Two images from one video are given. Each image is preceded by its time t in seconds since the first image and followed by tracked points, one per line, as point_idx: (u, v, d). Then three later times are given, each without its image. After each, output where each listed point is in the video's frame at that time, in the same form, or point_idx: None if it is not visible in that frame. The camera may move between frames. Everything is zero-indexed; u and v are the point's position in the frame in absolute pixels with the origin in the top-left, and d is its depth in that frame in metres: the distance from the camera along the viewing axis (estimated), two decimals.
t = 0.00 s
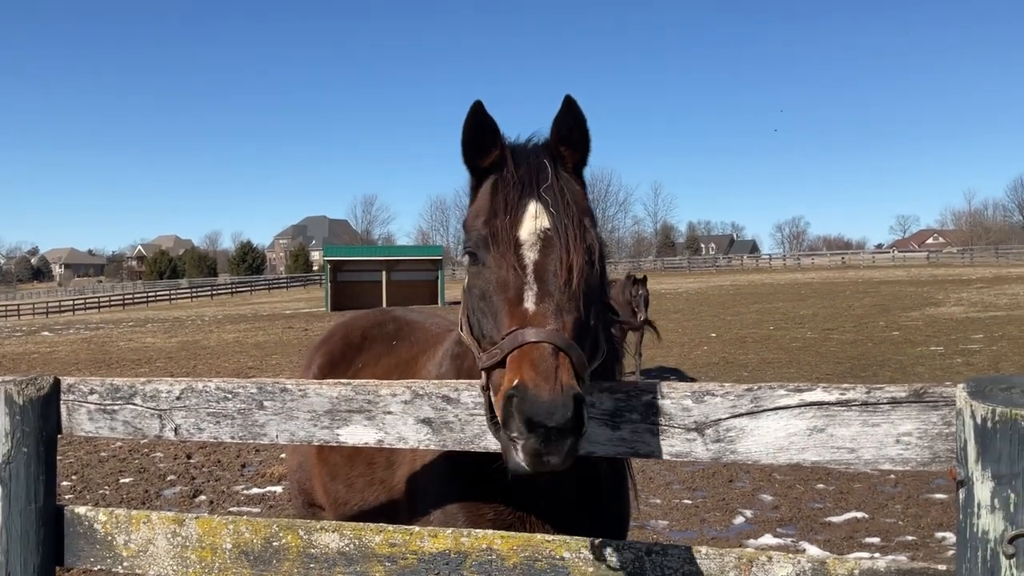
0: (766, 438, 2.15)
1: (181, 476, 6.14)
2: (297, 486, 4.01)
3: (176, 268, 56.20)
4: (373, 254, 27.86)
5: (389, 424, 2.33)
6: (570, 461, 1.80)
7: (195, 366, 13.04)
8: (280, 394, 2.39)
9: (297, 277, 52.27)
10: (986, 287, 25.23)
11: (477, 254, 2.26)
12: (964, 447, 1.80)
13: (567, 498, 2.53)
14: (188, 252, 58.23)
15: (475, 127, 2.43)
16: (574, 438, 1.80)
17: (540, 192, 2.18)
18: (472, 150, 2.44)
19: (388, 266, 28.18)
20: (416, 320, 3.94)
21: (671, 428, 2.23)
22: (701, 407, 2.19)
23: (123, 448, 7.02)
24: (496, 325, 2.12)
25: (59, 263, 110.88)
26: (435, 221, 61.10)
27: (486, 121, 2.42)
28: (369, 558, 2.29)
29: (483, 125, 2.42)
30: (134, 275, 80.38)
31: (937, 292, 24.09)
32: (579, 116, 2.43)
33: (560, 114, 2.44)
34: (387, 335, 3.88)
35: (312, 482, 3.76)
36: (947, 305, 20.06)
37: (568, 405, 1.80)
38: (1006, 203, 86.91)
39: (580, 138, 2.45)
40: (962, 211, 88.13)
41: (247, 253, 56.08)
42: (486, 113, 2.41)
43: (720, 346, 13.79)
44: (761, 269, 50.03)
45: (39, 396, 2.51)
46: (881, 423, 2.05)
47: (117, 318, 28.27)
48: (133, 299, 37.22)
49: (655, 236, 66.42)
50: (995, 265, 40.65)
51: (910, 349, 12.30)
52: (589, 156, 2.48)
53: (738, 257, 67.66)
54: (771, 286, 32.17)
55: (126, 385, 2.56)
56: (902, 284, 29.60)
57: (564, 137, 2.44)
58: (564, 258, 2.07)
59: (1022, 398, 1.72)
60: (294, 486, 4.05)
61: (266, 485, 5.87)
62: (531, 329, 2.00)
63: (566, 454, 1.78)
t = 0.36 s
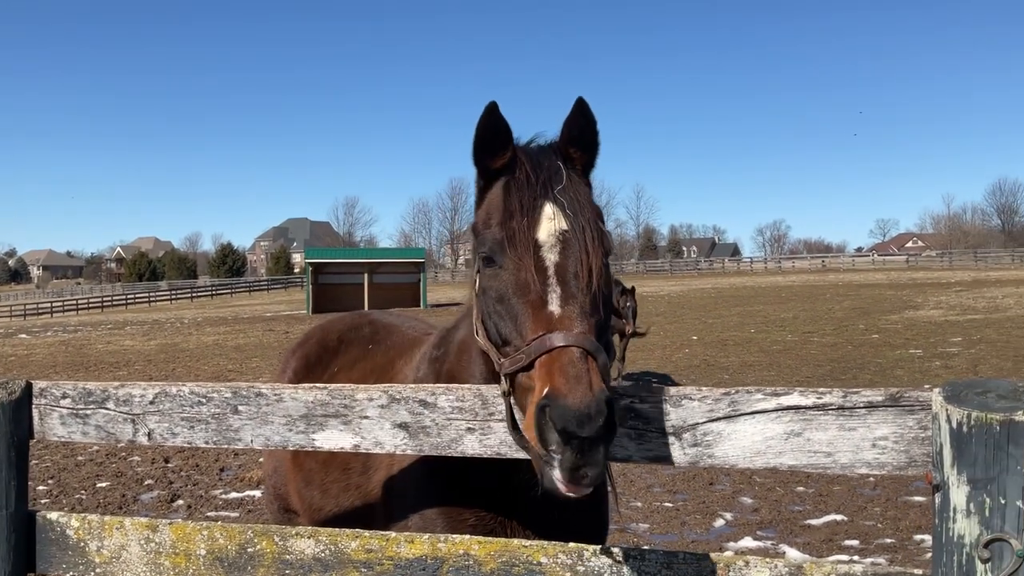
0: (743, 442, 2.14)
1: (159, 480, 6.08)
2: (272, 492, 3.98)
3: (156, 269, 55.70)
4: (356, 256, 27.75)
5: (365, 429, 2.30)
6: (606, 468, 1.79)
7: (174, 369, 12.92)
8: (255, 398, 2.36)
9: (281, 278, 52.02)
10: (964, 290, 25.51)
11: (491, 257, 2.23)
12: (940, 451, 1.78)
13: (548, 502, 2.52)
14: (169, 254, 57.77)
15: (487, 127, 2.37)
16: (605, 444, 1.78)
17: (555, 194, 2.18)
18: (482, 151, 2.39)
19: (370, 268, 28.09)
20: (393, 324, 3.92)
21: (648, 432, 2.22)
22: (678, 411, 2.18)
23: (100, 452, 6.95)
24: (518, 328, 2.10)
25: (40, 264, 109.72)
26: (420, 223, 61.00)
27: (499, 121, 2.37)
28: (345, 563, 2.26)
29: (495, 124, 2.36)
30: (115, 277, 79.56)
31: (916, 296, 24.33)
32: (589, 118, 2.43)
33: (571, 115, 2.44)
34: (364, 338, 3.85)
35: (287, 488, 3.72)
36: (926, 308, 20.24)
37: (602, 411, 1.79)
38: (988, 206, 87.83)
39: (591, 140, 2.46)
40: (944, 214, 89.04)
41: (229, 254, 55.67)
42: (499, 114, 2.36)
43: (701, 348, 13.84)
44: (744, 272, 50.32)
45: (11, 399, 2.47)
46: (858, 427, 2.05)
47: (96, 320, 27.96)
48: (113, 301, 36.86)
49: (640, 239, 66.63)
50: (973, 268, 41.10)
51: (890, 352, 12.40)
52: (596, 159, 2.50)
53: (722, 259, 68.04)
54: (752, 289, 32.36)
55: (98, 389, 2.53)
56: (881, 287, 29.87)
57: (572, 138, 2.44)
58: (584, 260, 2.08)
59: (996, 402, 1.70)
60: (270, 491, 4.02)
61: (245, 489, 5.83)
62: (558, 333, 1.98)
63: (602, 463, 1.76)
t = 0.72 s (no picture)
0: (721, 445, 2.14)
1: (138, 484, 6.02)
2: (249, 496, 3.95)
3: (137, 271, 55.21)
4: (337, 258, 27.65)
5: (343, 432, 2.28)
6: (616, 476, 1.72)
7: (153, 371, 12.82)
8: (231, 401, 2.34)
9: (265, 281, 51.72)
10: (943, 292, 25.78)
11: (498, 263, 2.14)
12: (916, 452, 1.77)
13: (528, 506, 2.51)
14: (149, 256, 57.37)
15: (495, 130, 2.28)
16: (620, 454, 1.71)
17: (564, 200, 2.13)
18: (487, 155, 2.30)
19: (351, 271, 28.03)
20: (371, 326, 3.91)
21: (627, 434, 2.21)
22: (657, 413, 2.18)
23: (79, 456, 6.89)
24: (528, 335, 2.02)
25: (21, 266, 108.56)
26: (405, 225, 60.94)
27: (506, 125, 2.29)
28: (322, 567, 2.22)
29: (501, 128, 2.28)
30: (93, 281, 78.92)
31: (896, 297, 24.58)
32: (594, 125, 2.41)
33: (575, 123, 2.42)
34: (341, 341, 3.84)
35: (264, 492, 3.68)
36: (905, 310, 20.44)
37: (621, 418, 1.72)
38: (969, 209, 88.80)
39: (594, 147, 2.44)
40: (926, 216, 90.00)
41: (209, 257, 55.26)
42: (507, 117, 2.28)
43: (683, 350, 13.91)
44: (727, 275, 50.64)
45: None
46: (835, 429, 2.06)
47: (76, 323, 27.66)
48: (92, 304, 36.47)
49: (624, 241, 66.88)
50: (952, 271, 41.57)
51: (869, 353, 12.50)
52: (598, 165, 2.48)
53: (707, 261, 68.39)
54: (734, 292, 32.55)
55: (72, 392, 2.48)
56: (861, 289, 30.13)
57: (574, 145, 2.42)
58: (595, 266, 2.04)
59: (972, 403, 1.70)
60: (246, 495, 3.99)
61: (224, 493, 5.78)
62: (573, 339, 1.92)
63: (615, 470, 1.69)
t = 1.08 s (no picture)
0: (704, 447, 2.14)
1: (121, 488, 5.97)
2: (231, 499, 3.92)
3: (121, 273, 54.78)
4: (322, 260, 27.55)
5: (326, 435, 2.27)
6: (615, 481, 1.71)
7: (136, 374, 12.72)
8: (214, 404, 2.33)
9: (251, 283, 51.48)
10: (925, 294, 26.04)
11: (490, 267, 2.12)
12: (896, 455, 1.77)
13: (511, 509, 2.50)
14: (133, 258, 56.94)
15: (486, 135, 2.27)
16: (617, 454, 1.71)
17: (555, 204, 2.12)
18: (479, 159, 2.29)
19: (336, 273, 27.96)
20: (353, 330, 3.89)
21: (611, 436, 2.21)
22: (641, 416, 2.17)
23: (61, 459, 6.83)
24: (520, 338, 2.01)
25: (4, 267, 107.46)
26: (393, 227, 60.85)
27: (497, 129, 2.28)
28: (305, 571, 2.19)
29: (492, 132, 2.27)
30: (77, 282, 78.22)
31: (879, 299, 24.82)
32: (585, 130, 2.42)
33: (568, 127, 2.42)
34: (323, 344, 3.82)
35: (246, 496, 3.64)
36: (888, 312, 20.62)
37: (616, 420, 1.71)
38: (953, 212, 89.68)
39: (585, 152, 2.45)
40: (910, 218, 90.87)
41: (194, 259, 54.87)
42: (498, 121, 2.27)
43: (668, 352, 13.95)
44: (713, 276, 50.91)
45: None
46: (817, 430, 2.07)
47: (59, 326, 27.38)
48: (76, 306, 36.13)
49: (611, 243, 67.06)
50: (935, 273, 41.98)
51: (853, 355, 12.58)
52: (589, 171, 2.50)
53: (693, 263, 68.70)
54: (720, 293, 32.74)
55: (53, 395, 2.46)
56: (845, 291, 30.39)
57: (565, 149, 2.42)
58: (587, 269, 2.04)
59: (951, 405, 1.71)
60: (229, 498, 3.96)
61: (208, 496, 5.74)
62: (565, 342, 1.91)
63: (613, 472, 1.69)
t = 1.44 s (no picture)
0: (693, 448, 2.15)
1: (110, 490, 5.94)
2: (219, 502, 3.89)
3: (109, 274, 54.41)
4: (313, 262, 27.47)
5: (315, 437, 2.26)
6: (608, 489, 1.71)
7: (125, 376, 12.64)
8: (202, 407, 2.31)
9: (242, 284, 51.26)
10: (915, 296, 26.16)
11: (486, 275, 2.11)
12: (885, 456, 1.78)
13: (501, 512, 2.51)
14: (121, 260, 56.55)
15: (481, 143, 2.26)
16: (612, 462, 1.72)
17: (551, 212, 2.12)
18: (474, 167, 2.28)
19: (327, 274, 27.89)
20: (343, 331, 3.88)
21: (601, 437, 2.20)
22: (631, 417, 2.17)
23: (49, 462, 6.78)
24: (516, 346, 1.99)
25: None
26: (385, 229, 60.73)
27: (493, 137, 2.27)
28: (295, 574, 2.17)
29: (489, 139, 2.26)
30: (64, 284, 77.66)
31: (869, 301, 24.93)
32: (581, 137, 2.41)
33: (563, 135, 2.41)
34: (312, 345, 3.81)
35: (233, 498, 3.61)
36: (877, 314, 20.70)
37: (612, 431, 1.70)
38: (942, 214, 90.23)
39: (581, 160, 2.44)
40: (899, 220, 91.35)
41: (183, 260, 54.55)
42: (494, 129, 2.26)
43: (658, 354, 13.97)
44: (703, 278, 51.05)
45: None
46: (806, 432, 2.08)
47: (47, 328, 27.19)
48: (64, 308, 35.87)
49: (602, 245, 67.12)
50: (923, 275, 42.23)
51: (842, 357, 12.62)
52: (585, 178, 2.48)
53: (684, 265, 68.83)
54: (710, 295, 32.84)
55: (41, 397, 2.44)
56: (835, 293, 30.51)
57: (561, 157, 2.41)
58: (583, 277, 2.03)
59: (940, 406, 1.71)
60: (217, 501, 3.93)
61: (197, 499, 5.71)
62: (562, 349, 1.90)
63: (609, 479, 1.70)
